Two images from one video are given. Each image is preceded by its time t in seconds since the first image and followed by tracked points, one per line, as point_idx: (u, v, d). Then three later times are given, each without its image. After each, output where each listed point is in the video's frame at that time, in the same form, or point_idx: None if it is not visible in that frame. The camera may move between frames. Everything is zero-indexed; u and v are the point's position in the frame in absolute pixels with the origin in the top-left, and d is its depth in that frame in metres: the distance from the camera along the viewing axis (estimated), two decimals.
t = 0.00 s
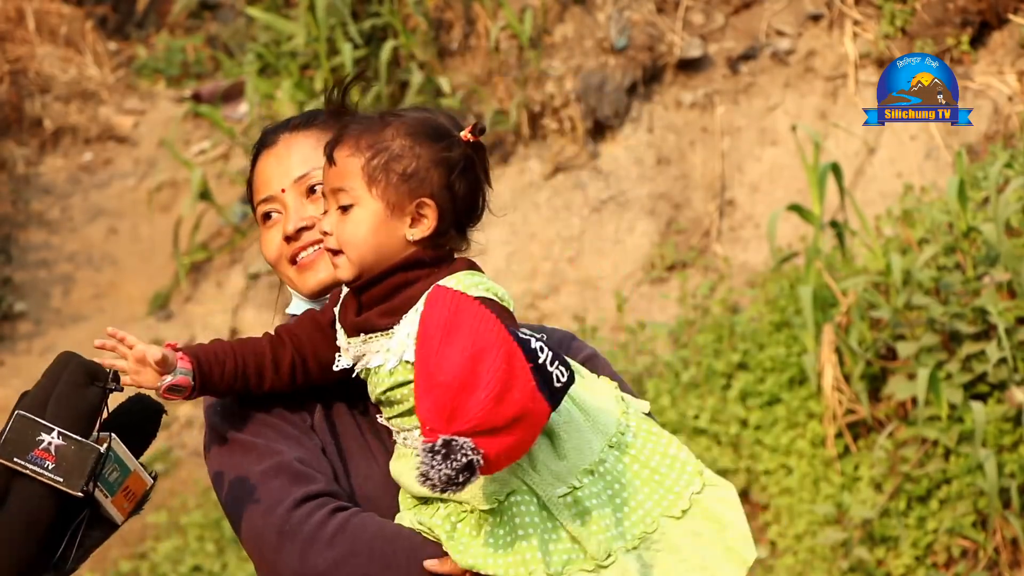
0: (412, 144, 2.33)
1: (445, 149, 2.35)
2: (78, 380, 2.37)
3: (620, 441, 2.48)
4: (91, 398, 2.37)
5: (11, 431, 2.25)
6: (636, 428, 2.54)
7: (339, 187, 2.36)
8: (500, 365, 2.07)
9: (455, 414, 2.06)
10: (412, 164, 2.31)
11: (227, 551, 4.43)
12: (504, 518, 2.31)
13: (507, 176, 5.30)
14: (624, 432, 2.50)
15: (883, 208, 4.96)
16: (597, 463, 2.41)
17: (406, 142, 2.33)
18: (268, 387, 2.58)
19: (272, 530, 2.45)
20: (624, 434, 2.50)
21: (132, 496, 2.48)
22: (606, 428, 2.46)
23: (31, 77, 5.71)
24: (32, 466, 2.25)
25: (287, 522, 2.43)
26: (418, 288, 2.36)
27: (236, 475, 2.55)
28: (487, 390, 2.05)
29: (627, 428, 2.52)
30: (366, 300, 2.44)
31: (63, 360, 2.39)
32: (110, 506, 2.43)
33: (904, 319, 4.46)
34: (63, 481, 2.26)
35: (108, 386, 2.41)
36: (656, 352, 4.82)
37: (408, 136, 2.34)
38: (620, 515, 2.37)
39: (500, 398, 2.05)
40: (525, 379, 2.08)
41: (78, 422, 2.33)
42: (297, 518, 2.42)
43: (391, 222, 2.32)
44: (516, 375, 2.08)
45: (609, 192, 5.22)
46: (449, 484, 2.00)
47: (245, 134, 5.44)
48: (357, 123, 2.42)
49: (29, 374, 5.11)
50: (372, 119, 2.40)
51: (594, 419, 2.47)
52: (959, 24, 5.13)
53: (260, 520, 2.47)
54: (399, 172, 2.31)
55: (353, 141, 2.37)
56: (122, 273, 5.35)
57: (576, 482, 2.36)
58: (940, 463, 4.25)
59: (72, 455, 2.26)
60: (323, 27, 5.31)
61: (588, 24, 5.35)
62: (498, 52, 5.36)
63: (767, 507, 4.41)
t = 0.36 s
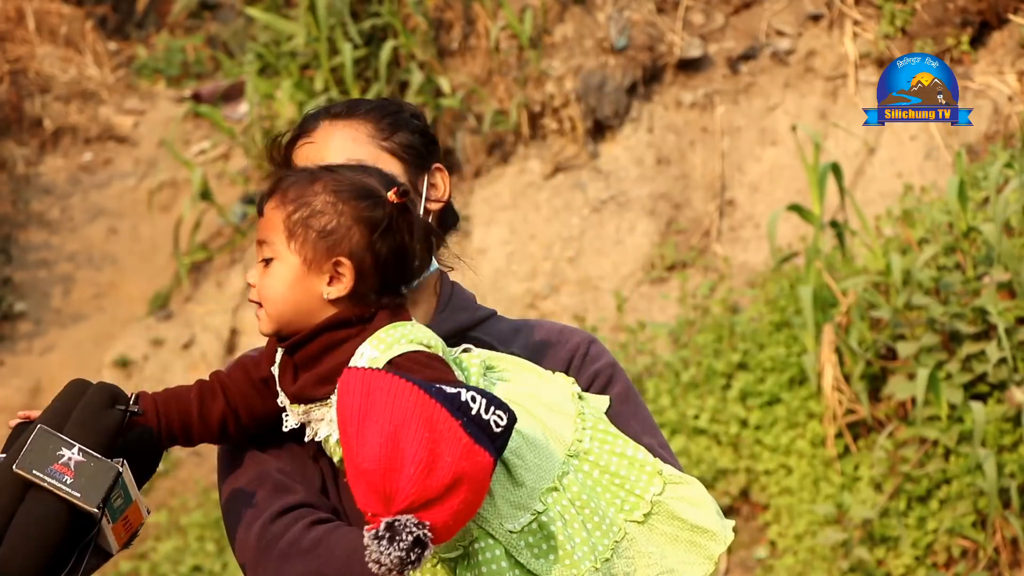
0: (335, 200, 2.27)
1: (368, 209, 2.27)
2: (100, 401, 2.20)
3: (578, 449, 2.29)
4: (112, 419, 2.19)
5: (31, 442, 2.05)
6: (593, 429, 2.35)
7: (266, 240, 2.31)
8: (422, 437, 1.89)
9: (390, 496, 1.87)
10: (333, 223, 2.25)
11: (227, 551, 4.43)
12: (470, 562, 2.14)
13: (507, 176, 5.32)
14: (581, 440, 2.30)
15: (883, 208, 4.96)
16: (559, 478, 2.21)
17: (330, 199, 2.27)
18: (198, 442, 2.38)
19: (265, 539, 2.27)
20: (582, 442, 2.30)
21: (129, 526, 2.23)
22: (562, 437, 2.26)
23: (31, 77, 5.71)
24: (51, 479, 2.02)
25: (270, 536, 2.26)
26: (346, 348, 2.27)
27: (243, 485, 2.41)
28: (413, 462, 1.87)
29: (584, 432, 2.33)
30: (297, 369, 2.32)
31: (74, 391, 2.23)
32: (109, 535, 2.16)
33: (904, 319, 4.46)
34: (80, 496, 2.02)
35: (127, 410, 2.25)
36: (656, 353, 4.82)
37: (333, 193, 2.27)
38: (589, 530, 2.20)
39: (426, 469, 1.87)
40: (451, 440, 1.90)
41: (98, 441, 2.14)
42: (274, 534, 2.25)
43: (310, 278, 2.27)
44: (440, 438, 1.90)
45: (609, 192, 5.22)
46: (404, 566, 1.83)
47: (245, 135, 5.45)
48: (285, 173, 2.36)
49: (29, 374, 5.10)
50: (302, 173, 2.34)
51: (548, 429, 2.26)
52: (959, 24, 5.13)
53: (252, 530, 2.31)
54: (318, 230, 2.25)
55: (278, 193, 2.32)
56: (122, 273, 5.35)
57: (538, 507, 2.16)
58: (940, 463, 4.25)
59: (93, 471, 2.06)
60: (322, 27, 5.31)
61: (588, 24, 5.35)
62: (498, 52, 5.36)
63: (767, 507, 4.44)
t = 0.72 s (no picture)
0: (249, 262, 2.11)
1: (284, 264, 2.11)
2: (102, 462, 2.08)
3: (547, 450, 2.17)
4: (111, 482, 2.07)
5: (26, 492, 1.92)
6: (561, 427, 2.22)
7: (189, 315, 2.17)
8: (351, 503, 1.80)
9: (326, 562, 1.81)
10: (250, 286, 2.10)
11: (227, 551, 4.43)
12: None
13: (507, 176, 5.33)
14: (550, 439, 2.18)
15: (883, 208, 4.95)
16: (532, 483, 2.10)
17: (243, 261, 2.12)
18: (183, 503, 2.26)
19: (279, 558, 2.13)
20: (550, 442, 2.18)
21: None
22: (530, 439, 2.14)
23: (31, 78, 5.72)
24: (39, 534, 1.88)
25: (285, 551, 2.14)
26: (298, 403, 2.10)
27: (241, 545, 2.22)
28: (343, 529, 1.79)
29: (552, 431, 2.21)
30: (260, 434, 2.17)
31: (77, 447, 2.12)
32: None
33: (904, 319, 4.46)
34: (67, 555, 1.88)
35: (130, 474, 2.12)
36: (656, 353, 4.81)
37: (246, 256, 2.12)
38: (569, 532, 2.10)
39: (358, 534, 1.79)
40: (384, 498, 1.80)
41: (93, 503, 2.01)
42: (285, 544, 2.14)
43: (242, 343, 2.12)
44: (371, 499, 1.80)
45: (609, 192, 5.22)
46: None
47: (245, 135, 5.46)
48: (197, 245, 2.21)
49: (29, 374, 5.10)
50: (213, 237, 2.18)
51: (513, 430, 2.14)
52: (958, 24, 5.13)
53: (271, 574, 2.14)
54: (236, 295, 2.10)
55: (192, 264, 2.17)
56: (122, 273, 5.35)
57: (515, 519, 2.05)
58: (940, 463, 4.24)
59: (83, 531, 1.91)
60: (322, 27, 5.31)
61: (588, 24, 5.35)
62: (498, 52, 5.37)
63: (767, 507, 4.44)
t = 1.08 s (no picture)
0: (249, 273, 2.10)
1: (285, 273, 2.10)
2: (105, 467, 2.05)
3: (546, 459, 2.17)
4: (115, 487, 2.04)
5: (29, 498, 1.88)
6: (559, 435, 2.23)
7: (189, 325, 2.16)
8: (355, 513, 1.78)
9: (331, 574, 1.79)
10: (250, 297, 2.09)
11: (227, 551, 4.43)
12: None
13: (507, 176, 5.33)
14: (548, 448, 2.19)
15: (883, 208, 4.95)
16: (532, 491, 2.10)
17: (243, 272, 2.10)
18: (181, 508, 2.25)
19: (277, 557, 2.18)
20: (549, 450, 2.19)
21: None
22: (530, 447, 2.14)
23: (31, 77, 5.72)
24: (44, 540, 1.85)
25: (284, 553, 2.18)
26: (299, 412, 2.09)
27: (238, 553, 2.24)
28: (348, 538, 1.77)
29: (551, 439, 2.21)
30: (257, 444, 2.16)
31: (79, 453, 2.11)
32: None
33: (904, 319, 4.45)
34: (71, 561, 1.85)
35: (133, 479, 2.08)
36: (656, 352, 4.81)
37: (246, 266, 2.11)
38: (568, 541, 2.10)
39: (362, 545, 1.77)
40: (388, 508, 1.79)
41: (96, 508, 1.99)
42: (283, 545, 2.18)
43: (244, 354, 2.11)
44: (376, 508, 1.79)
45: (609, 192, 5.22)
46: None
47: (245, 135, 5.45)
48: (196, 254, 2.20)
49: (28, 374, 5.09)
50: (211, 247, 2.17)
51: (512, 439, 2.15)
52: (959, 24, 5.12)
53: None
54: (237, 306, 2.09)
55: (191, 274, 2.15)
56: (122, 273, 5.35)
57: (514, 527, 2.04)
58: (940, 463, 4.24)
59: (88, 537, 1.88)
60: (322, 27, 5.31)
61: (588, 23, 5.35)
62: (498, 52, 5.38)
63: (767, 507, 4.44)
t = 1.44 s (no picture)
0: (246, 281, 2.07)
1: (282, 280, 2.06)
2: (88, 450, 2.05)
3: (552, 458, 2.16)
4: (98, 469, 2.04)
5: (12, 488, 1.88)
6: (564, 433, 2.22)
7: (189, 334, 2.12)
8: (348, 525, 1.75)
9: None
10: (248, 305, 2.06)
11: (227, 551, 4.43)
12: None
13: (507, 176, 5.33)
14: (555, 447, 2.18)
15: (883, 208, 4.95)
16: (539, 491, 2.08)
17: (240, 280, 2.07)
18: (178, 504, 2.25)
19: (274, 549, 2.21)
20: (555, 449, 2.18)
21: None
22: (537, 446, 2.13)
23: (30, 77, 5.72)
24: (30, 528, 1.86)
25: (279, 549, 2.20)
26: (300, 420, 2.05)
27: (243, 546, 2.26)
28: (340, 552, 1.75)
29: (556, 438, 2.20)
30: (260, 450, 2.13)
31: (67, 430, 2.10)
32: None
33: (904, 319, 4.45)
34: (58, 547, 1.85)
35: (117, 461, 2.09)
36: (655, 352, 4.82)
37: (243, 274, 2.07)
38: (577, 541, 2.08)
39: (355, 557, 1.74)
40: (382, 519, 1.75)
41: (82, 492, 1.99)
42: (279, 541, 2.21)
43: (243, 362, 2.08)
44: (368, 520, 1.75)
45: (609, 192, 5.22)
46: None
47: (245, 135, 5.45)
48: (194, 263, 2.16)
49: (28, 374, 5.09)
50: (209, 257, 2.14)
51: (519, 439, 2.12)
52: (959, 24, 5.12)
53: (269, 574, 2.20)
54: (235, 315, 2.06)
55: (189, 283, 2.12)
56: (122, 273, 5.35)
57: (525, 528, 2.01)
58: (940, 463, 4.24)
59: (73, 522, 1.88)
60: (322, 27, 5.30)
61: (588, 24, 5.35)
62: (498, 52, 5.37)
63: (767, 507, 4.45)
